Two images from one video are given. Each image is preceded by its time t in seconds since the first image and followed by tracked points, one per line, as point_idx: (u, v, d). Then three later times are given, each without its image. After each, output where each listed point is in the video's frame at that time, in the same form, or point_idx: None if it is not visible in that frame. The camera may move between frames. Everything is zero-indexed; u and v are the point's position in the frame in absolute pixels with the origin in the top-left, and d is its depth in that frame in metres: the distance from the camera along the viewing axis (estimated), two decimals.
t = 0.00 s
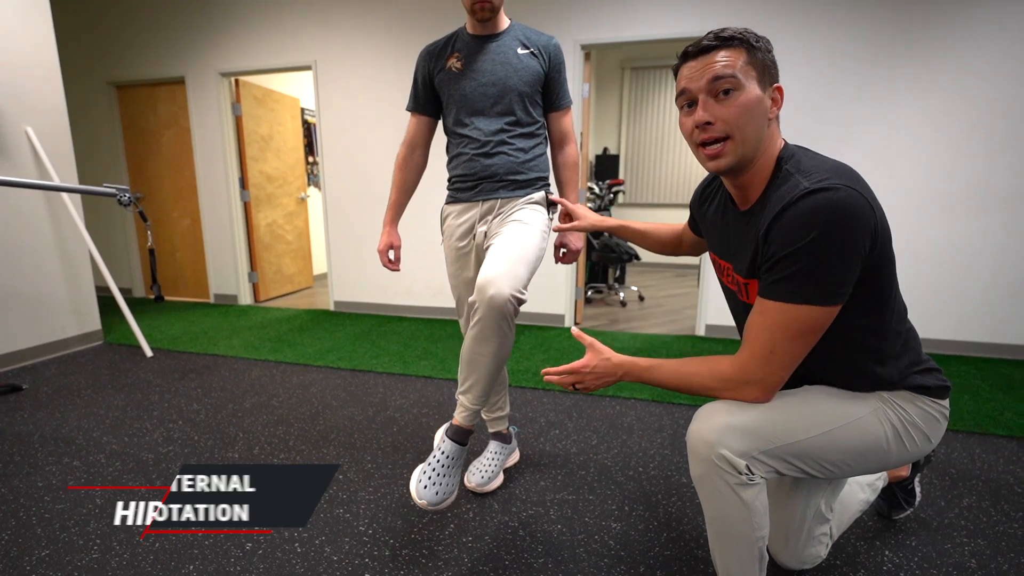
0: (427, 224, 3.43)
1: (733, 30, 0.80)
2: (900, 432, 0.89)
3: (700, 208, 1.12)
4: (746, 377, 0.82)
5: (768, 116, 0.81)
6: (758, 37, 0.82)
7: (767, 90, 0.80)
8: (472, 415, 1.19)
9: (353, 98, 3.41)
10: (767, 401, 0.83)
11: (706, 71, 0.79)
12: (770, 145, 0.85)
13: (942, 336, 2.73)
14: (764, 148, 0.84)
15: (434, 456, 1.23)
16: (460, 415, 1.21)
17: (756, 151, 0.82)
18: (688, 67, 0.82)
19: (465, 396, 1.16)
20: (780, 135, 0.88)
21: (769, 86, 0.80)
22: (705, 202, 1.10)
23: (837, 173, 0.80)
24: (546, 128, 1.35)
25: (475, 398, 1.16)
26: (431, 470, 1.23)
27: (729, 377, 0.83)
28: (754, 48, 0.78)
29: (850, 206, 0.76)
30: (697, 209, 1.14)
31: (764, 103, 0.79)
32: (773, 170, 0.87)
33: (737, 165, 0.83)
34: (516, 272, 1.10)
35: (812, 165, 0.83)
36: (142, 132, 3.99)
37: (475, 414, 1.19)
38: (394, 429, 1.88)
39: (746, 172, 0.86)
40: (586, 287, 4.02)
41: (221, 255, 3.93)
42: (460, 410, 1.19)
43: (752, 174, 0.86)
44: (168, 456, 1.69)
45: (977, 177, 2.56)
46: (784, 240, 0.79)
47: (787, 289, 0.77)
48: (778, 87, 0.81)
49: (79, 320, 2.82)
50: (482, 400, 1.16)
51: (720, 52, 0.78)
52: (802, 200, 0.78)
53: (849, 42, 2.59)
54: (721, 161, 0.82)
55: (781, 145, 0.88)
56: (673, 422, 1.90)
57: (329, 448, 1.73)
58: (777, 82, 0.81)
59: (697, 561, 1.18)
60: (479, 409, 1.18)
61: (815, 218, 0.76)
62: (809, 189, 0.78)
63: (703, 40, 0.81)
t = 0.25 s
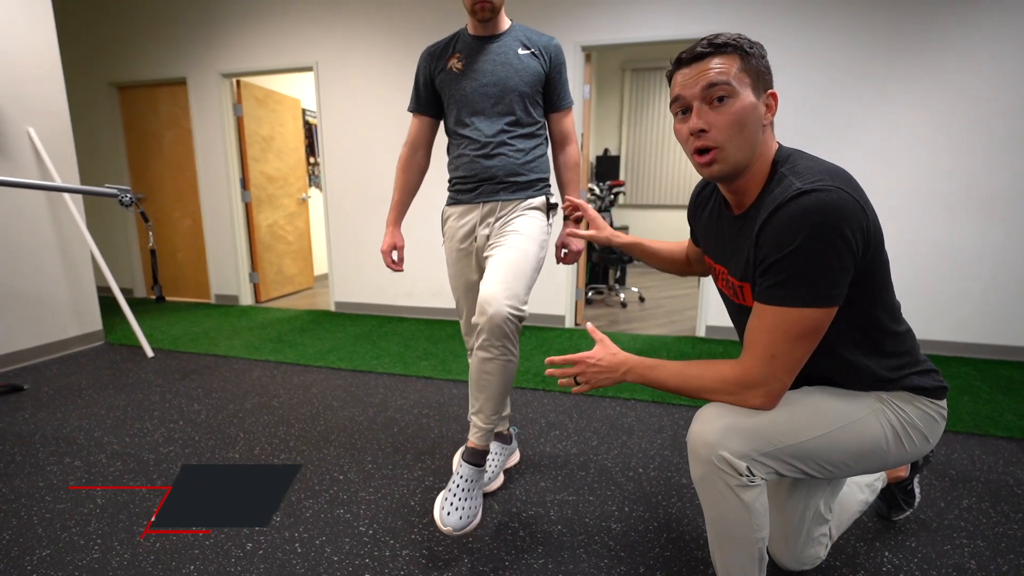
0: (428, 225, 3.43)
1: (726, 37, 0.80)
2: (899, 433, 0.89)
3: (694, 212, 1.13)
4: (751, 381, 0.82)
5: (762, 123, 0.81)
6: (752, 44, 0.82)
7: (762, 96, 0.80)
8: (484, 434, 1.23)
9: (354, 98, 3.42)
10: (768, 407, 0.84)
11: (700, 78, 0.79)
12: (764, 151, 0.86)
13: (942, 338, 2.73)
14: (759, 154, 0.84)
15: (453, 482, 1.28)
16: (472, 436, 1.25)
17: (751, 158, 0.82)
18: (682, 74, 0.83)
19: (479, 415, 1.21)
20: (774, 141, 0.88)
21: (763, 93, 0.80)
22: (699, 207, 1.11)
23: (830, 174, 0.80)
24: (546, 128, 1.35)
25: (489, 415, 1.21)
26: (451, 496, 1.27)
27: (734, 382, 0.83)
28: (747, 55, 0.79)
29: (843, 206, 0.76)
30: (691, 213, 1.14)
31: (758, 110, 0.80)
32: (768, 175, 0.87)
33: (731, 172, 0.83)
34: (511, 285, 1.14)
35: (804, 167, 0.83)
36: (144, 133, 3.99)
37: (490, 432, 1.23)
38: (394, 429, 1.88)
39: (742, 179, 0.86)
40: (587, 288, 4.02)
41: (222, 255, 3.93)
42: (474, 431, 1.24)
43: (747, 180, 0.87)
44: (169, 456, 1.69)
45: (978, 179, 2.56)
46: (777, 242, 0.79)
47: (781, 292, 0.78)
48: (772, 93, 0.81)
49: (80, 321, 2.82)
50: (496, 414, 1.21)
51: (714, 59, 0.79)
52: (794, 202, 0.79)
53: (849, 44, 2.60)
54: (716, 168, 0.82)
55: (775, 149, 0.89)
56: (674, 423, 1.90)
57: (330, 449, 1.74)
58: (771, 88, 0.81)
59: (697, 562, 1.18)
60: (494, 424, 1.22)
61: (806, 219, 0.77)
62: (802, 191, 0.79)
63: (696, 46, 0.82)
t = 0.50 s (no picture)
0: (429, 226, 3.44)
1: (722, 45, 0.80)
2: (899, 434, 0.89)
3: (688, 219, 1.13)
4: (752, 386, 0.82)
5: (760, 129, 0.82)
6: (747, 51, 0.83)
7: (758, 103, 0.80)
8: (495, 452, 1.21)
9: (356, 100, 3.43)
10: (771, 411, 0.84)
11: (697, 87, 0.80)
12: (762, 156, 0.86)
13: (945, 339, 2.72)
14: (756, 160, 0.84)
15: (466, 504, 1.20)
16: (484, 456, 1.23)
17: (749, 164, 0.83)
18: (678, 82, 0.83)
19: (488, 433, 1.21)
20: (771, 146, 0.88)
21: (760, 100, 0.80)
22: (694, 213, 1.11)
23: (826, 178, 0.81)
24: (547, 129, 1.35)
25: (499, 432, 1.20)
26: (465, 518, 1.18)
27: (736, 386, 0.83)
28: (743, 62, 0.79)
29: (841, 209, 0.76)
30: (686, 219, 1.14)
31: (755, 117, 0.80)
32: (765, 181, 0.88)
33: (730, 179, 0.83)
34: (510, 300, 1.15)
35: (801, 172, 0.84)
36: (147, 134, 4.01)
37: (502, 450, 1.22)
38: (396, 430, 1.88)
39: (740, 185, 0.87)
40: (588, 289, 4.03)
41: (224, 256, 3.94)
42: (485, 449, 1.22)
43: (745, 186, 0.87)
44: (171, 456, 1.69)
45: (979, 180, 2.55)
46: (777, 246, 0.79)
47: (781, 295, 0.78)
48: (769, 99, 0.82)
49: (82, 321, 2.83)
50: (506, 432, 1.21)
51: (710, 68, 0.79)
52: (792, 206, 0.79)
53: (850, 46, 2.60)
54: (715, 175, 0.82)
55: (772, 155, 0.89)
56: (675, 424, 1.90)
57: (332, 449, 1.74)
58: (768, 94, 0.82)
59: (699, 563, 1.18)
60: (505, 441, 1.21)
61: (806, 223, 0.77)
62: (800, 194, 0.79)
63: (692, 55, 0.82)
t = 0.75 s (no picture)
0: (430, 227, 3.44)
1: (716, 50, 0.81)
2: (900, 436, 0.89)
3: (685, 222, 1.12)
4: (757, 391, 0.83)
5: (757, 131, 0.82)
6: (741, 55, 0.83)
7: (755, 106, 0.80)
8: (499, 455, 1.22)
9: (357, 101, 3.43)
10: (774, 414, 0.85)
11: (692, 92, 0.80)
12: (762, 159, 0.86)
13: (945, 341, 2.72)
14: (755, 162, 0.84)
15: (473, 507, 1.20)
16: (486, 457, 1.23)
17: (748, 167, 0.83)
18: (674, 89, 0.83)
19: (493, 436, 1.22)
20: (771, 150, 0.88)
21: (756, 102, 0.81)
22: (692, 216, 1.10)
23: (833, 181, 0.81)
24: (547, 131, 1.35)
25: (504, 434, 1.21)
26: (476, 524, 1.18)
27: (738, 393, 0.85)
28: (737, 65, 0.79)
29: (851, 211, 0.77)
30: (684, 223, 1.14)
31: (752, 120, 0.80)
32: (766, 184, 0.88)
33: (729, 183, 0.83)
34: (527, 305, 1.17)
35: (807, 176, 0.84)
36: (148, 134, 4.02)
37: (506, 452, 1.23)
38: (396, 430, 1.89)
39: (741, 189, 0.86)
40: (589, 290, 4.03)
41: (225, 256, 3.95)
42: (487, 452, 1.23)
43: (745, 189, 0.87)
44: (172, 456, 1.70)
45: (980, 182, 2.56)
46: (784, 250, 0.79)
47: (788, 300, 0.78)
48: (766, 101, 0.82)
49: (83, 321, 2.83)
50: (511, 434, 1.23)
51: (704, 73, 0.79)
52: (799, 209, 0.79)
53: (850, 48, 2.61)
54: (714, 179, 0.82)
55: (774, 159, 0.89)
56: (675, 425, 1.90)
57: (332, 449, 1.74)
58: (764, 96, 0.82)
59: (699, 564, 1.18)
60: (509, 444, 1.23)
61: (814, 227, 0.77)
62: (810, 196, 0.79)
63: (687, 60, 0.82)
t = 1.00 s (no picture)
0: (430, 228, 3.45)
1: (715, 54, 0.81)
2: (897, 437, 0.90)
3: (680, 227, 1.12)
4: (753, 393, 0.84)
5: (757, 136, 0.82)
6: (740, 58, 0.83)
7: (754, 110, 0.81)
8: (503, 457, 1.24)
9: (357, 102, 3.44)
10: (771, 416, 0.86)
11: (691, 98, 0.80)
12: (761, 163, 0.86)
13: (944, 342, 2.73)
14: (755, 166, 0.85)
15: (490, 513, 1.21)
16: (489, 461, 1.25)
17: (747, 171, 0.83)
18: (673, 93, 0.83)
19: (500, 439, 1.23)
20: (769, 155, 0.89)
21: (756, 106, 0.81)
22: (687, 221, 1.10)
23: (833, 185, 0.82)
24: (547, 134, 1.35)
25: (511, 436, 1.23)
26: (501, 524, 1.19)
27: (736, 395, 0.85)
28: (736, 70, 0.80)
29: (852, 215, 0.77)
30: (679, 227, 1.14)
31: (751, 124, 0.80)
32: (766, 189, 0.89)
33: (729, 187, 0.83)
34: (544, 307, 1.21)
35: (807, 180, 0.85)
36: (148, 134, 4.02)
37: (510, 455, 1.25)
38: (395, 431, 1.89)
39: (740, 194, 0.87)
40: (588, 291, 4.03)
41: (224, 256, 3.95)
42: (491, 455, 1.24)
43: (744, 194, 0.87)
44: (171, 456, 1.70)
45: (978, 184, 2.56)
46: (784, 253, 0.79)
47: (788, 303, 0.79)
48: (766, 105, 0.82)
49: (83, 321, 2.83)
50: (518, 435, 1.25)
51: (703, 78, 0.80)
52: (800, 213, 0.80)
53: (849, 50, 2.62)
54: (714, 184, 0.83)
55: (772, 164, 0.90)
56: (674, 426, 1.90)
57: (331, 449, 1.74)
58: (763, 100, 0.82)
59: (697, 565, 1.18)
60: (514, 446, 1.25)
61: (814, 230, 0.77)
62: (811, 199, 0.79)
63: (686, 65, 0.83)
